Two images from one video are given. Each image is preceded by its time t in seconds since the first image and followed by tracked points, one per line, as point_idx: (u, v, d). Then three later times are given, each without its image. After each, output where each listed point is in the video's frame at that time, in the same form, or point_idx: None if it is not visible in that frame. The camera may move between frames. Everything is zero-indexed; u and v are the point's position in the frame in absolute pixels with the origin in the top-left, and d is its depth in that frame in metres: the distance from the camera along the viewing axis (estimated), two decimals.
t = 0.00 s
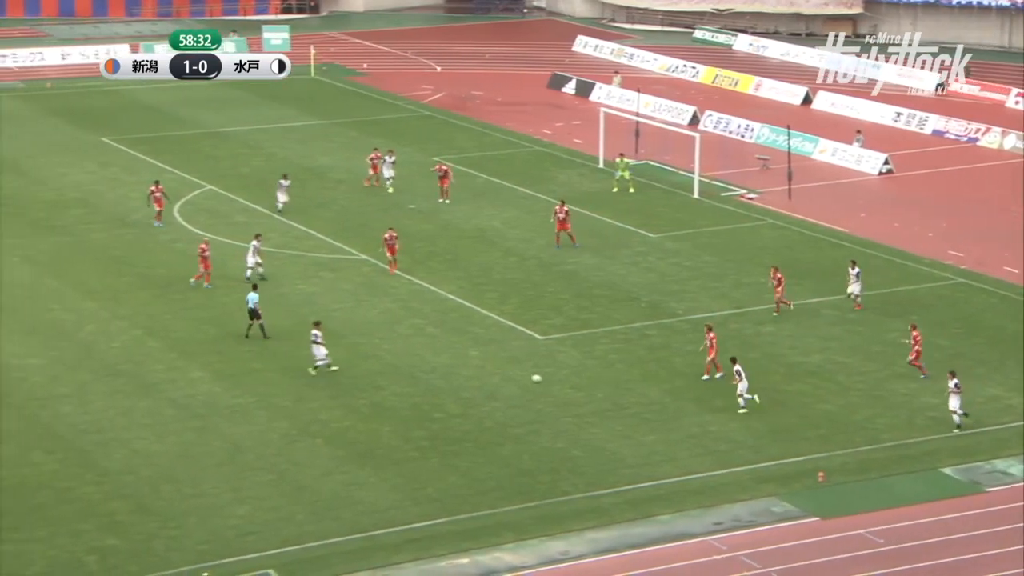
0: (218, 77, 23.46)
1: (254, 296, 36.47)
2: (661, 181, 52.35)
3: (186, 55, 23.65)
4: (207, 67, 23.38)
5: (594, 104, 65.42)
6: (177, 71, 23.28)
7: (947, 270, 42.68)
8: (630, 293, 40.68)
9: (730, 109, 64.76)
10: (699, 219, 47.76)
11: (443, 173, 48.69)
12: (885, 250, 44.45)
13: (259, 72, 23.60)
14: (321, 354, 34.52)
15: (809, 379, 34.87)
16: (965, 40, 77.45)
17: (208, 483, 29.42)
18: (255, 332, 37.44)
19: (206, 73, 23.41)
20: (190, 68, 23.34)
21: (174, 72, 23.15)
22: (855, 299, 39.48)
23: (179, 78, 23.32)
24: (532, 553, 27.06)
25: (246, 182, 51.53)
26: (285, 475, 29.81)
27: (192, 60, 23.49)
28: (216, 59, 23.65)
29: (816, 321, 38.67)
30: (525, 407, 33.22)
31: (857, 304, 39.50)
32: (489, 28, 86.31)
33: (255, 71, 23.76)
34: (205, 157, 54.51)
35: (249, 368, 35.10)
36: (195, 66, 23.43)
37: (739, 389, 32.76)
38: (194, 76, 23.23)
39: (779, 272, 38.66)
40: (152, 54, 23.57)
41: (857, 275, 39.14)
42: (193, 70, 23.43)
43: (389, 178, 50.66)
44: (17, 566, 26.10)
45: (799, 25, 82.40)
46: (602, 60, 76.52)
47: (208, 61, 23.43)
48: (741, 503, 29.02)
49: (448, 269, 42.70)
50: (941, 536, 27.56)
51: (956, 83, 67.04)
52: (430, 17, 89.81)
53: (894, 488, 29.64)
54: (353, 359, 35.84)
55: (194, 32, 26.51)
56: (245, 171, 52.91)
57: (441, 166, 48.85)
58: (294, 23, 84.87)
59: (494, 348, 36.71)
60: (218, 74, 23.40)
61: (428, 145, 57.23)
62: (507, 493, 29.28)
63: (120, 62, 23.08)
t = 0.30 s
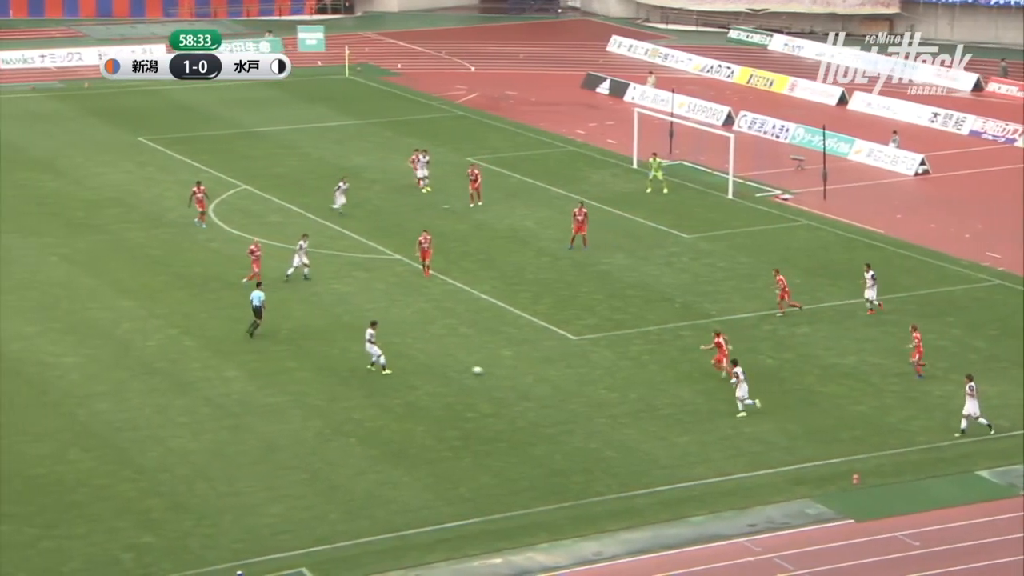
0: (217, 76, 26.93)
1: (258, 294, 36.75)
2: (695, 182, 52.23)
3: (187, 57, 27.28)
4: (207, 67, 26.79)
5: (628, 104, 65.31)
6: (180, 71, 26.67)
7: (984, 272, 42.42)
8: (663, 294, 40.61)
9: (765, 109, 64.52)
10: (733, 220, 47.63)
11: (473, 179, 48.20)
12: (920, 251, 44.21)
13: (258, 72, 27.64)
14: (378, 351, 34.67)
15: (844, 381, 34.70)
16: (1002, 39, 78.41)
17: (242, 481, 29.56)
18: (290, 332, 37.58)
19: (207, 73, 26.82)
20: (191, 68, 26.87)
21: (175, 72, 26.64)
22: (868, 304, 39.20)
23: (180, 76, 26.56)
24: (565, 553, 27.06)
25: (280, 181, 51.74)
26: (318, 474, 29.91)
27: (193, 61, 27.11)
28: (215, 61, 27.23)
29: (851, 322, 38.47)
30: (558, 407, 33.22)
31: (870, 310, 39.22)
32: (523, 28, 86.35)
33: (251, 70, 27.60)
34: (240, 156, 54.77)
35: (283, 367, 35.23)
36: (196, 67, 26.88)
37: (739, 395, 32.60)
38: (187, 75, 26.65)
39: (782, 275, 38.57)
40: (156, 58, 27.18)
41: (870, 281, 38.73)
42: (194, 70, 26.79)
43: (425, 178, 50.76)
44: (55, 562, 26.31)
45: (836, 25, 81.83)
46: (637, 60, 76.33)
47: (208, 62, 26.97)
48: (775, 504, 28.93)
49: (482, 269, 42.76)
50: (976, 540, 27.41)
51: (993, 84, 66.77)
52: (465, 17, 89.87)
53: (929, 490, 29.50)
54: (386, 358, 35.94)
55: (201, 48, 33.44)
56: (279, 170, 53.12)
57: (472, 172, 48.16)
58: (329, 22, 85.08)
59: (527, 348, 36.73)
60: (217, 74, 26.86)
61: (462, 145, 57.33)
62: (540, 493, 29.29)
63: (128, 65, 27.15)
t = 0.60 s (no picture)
0: (217, 76, 27.49)
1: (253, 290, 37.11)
2: (717, 182, 52.12)
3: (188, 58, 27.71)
4: (208, 68, 27.41)
5: (650, 104, 65.19)
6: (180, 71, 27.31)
7: (1008, 273, 42.23)
8: (685, 294, 40.52)
9: (787, 109, 64.34)
10: (756, 220, 47.49)
11: (491, 182, 47.75)
12: (945, 253, 44.02)
13: (257, 72, 27.81)
14: (411, 351, 34.71)
15: (867, 382, 34.56)
16: None
17: (264, 480, 29.63)
18: (311, 331, 37.64)
19: (207, 73, 27.43)
20: (192, 68, 27.39)
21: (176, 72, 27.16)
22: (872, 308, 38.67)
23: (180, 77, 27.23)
24: (586, 554, 27.04)
25: (303, 180, 51.82)
26: (340, 474, 29.95)
27: (193, 61, 27.69)
28: (215, 61, 27.79)
29: (874, 324, 38.30)
30: (579, 407, 33.19)
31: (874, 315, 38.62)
32: (544, 28, 86.28)
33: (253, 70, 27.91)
34: (262, 156, 54.89)
35: (304, 367, 35.27)
36: (196, 66, 27.52)
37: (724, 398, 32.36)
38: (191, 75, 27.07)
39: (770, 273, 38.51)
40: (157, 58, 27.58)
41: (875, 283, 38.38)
42: (194, 70, 27.42)
43: (447, 178, 50.82)
44: (78, 560, 26.39)
45: (859, 25, 81.72)
46: (659, 60, 76.09)
47: (208, 63, 27.52)
48: (797, 506, 28.85)
49: (503, 269, 42.75)
50: (998, 542, 27.29)
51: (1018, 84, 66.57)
52: (487, 17, 89.85)
53: (950, 493, 29.40)
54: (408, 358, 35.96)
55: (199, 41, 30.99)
56: (302, 170, 53.21)
57: (489, 175, 47.78)
58: (352, 22, 85.14)
59: (549, 348, 36.71)
60: (217, 74, 27.43)
61: (484, 145, 57.34)
62: (561, 493, 29.28)
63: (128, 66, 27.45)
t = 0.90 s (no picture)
0: (218, 77, 23.86)
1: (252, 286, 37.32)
2: (741, 182, 52.00)
3: (186, 56, 24.19)
4: (207, 67, 23.77)
5: (674, 104, 65.05)
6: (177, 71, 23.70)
7: None
8: (709, 295, 40.45)
9: (812, 110, 64.15)
10: (780, 221, 47.35)
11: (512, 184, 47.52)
12: (971, 254, 43.76)
13: (258, 72, 24.16)
14: (442, 352, 34.71)
15: (892, 383, 34.43)
16: None
17: (287, 479, 29.71)
18: (335, 331, 37.72)
19: (206, 74, 23.77)
20: (191, 68, 23.82)
21: (174, 73, 23.59)
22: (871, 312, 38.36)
23: (179, 77, 23.75)
24: (609, 554, 27.02)
25: (327, 181, 51.92)
26: (363, 473, 30.00)
27: (193, 60, 23.96)
28: (216, 60, 24.14)
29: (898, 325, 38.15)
30: (602, 407, 33.16)
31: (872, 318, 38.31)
32: (568, 28, 86.27)
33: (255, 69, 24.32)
34: (287, 156, 55.00)
35: (327, 366, 35.34)
36: (195, 67, 23.88)
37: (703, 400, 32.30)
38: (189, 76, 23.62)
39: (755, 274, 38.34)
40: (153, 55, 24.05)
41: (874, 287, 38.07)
42: (193, 70, 23.82)
43: (467, 178, 50.91)
44: (104, 559, 26.49)
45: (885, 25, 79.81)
46: (684, 60, 75.57)
47: (207, 61, 23.81)
48: (821, 507, 28.78)
49: (526, 269, 42.76)
50: None
51: None
52: (511, 17, 89.87)
53: (974, 495, 29.31)
54: (431, 358, 35.99)
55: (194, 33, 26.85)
56: (325, 170, 53.32)
57: (511, 177, 47.65)
58: (376, 22, 85.24)
59: (572, 348, 36.70)
60: (218, 75, 23.77)
61: (508, 145, 57.35)
62: (584, 493, 29.26)
63: (122, 64, 23.50)
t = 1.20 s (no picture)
0: (218, 76, 24.87)
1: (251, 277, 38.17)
2: (765, 183, 51.86)
3: (186, 55, 25.13)
4: (208, 67, 24.82)
5: (697, 105, 64.89)
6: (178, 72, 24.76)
7: None
8: (732, 296, 40.36)
9: (836, 111, 63.92)
10: (803, 222, 47.21)
11: (534, 191, 46.86)
12: (996, 256, 43.52)
13: (259, 72, 24.93)
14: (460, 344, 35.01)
15: (916, 385, 34.31)
16: None
17: (309, 479, 29.78)
18: (357, 331, 37.78)
19: (206, 73, 24.80)
20: (190, 68, 24.81)
21: (174, 72, 24.55)
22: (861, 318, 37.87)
23: (179, 77, 24.75)
24: (631, 555, 27.01)
25: (350, 180, 52.03)
26: (385, 473, 30.05)
27: (193, 60, 25.00)
28: (216, 60, 25.08)
29: (921, 326, 38.03)
30: (624, 408, 33.13)
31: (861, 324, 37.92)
32: (590, 28, 86.32)
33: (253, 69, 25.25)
34: (310, 156, 55.14)
35: (350, 366, 35.41)
36: (196, 67, 24.93)
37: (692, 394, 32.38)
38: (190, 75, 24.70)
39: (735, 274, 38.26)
40: (154, 56, 25.07)
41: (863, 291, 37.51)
42: (194, 70, 24.86)
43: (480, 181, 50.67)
44: (128, 558, 26.60)
45: (909, 25, 81.06)
46: (707, 61, 74.70)
47: (208, 61, 24.88)
48: (843, 509, 28.71)
49: (548, 270, 42.73)
50: None
51: None
52: (534, 17, 89.95)
53: (999, 497, 29.19)
54: (453, 358, 36.03)
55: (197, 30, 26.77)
56: (348, 170, 53.44)
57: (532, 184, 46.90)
58: (400, 22, 85.38)
59: (594, 349, 36.67)
60: (217, 74, 24.79)
61: (531, 145, 57.35)
62: (606, 494, 29.24)
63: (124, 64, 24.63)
